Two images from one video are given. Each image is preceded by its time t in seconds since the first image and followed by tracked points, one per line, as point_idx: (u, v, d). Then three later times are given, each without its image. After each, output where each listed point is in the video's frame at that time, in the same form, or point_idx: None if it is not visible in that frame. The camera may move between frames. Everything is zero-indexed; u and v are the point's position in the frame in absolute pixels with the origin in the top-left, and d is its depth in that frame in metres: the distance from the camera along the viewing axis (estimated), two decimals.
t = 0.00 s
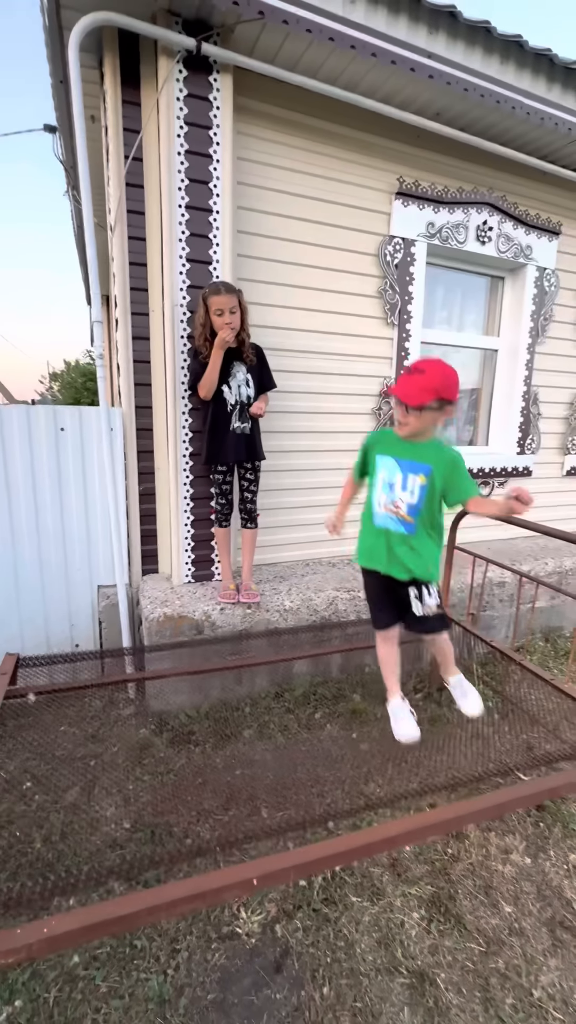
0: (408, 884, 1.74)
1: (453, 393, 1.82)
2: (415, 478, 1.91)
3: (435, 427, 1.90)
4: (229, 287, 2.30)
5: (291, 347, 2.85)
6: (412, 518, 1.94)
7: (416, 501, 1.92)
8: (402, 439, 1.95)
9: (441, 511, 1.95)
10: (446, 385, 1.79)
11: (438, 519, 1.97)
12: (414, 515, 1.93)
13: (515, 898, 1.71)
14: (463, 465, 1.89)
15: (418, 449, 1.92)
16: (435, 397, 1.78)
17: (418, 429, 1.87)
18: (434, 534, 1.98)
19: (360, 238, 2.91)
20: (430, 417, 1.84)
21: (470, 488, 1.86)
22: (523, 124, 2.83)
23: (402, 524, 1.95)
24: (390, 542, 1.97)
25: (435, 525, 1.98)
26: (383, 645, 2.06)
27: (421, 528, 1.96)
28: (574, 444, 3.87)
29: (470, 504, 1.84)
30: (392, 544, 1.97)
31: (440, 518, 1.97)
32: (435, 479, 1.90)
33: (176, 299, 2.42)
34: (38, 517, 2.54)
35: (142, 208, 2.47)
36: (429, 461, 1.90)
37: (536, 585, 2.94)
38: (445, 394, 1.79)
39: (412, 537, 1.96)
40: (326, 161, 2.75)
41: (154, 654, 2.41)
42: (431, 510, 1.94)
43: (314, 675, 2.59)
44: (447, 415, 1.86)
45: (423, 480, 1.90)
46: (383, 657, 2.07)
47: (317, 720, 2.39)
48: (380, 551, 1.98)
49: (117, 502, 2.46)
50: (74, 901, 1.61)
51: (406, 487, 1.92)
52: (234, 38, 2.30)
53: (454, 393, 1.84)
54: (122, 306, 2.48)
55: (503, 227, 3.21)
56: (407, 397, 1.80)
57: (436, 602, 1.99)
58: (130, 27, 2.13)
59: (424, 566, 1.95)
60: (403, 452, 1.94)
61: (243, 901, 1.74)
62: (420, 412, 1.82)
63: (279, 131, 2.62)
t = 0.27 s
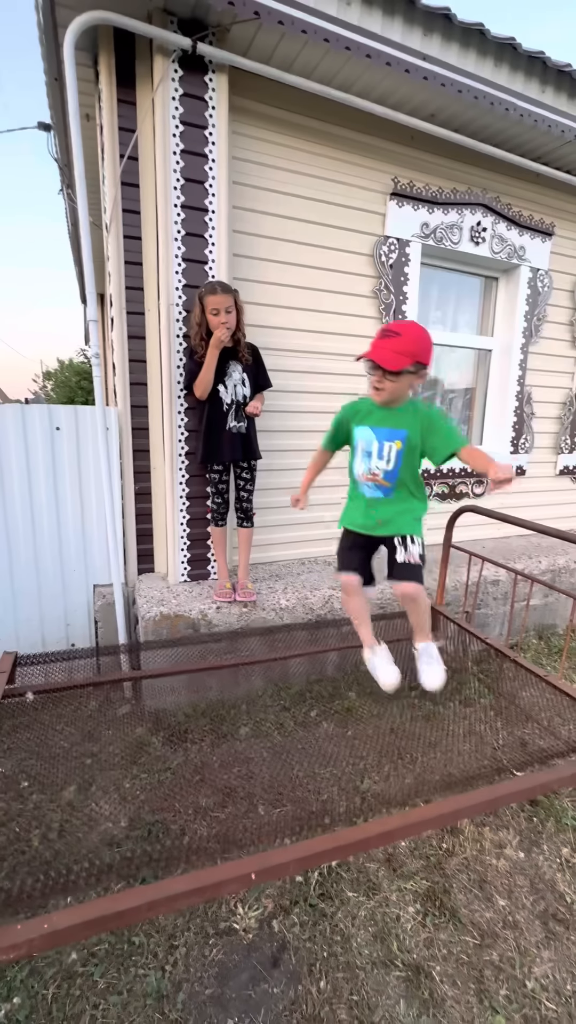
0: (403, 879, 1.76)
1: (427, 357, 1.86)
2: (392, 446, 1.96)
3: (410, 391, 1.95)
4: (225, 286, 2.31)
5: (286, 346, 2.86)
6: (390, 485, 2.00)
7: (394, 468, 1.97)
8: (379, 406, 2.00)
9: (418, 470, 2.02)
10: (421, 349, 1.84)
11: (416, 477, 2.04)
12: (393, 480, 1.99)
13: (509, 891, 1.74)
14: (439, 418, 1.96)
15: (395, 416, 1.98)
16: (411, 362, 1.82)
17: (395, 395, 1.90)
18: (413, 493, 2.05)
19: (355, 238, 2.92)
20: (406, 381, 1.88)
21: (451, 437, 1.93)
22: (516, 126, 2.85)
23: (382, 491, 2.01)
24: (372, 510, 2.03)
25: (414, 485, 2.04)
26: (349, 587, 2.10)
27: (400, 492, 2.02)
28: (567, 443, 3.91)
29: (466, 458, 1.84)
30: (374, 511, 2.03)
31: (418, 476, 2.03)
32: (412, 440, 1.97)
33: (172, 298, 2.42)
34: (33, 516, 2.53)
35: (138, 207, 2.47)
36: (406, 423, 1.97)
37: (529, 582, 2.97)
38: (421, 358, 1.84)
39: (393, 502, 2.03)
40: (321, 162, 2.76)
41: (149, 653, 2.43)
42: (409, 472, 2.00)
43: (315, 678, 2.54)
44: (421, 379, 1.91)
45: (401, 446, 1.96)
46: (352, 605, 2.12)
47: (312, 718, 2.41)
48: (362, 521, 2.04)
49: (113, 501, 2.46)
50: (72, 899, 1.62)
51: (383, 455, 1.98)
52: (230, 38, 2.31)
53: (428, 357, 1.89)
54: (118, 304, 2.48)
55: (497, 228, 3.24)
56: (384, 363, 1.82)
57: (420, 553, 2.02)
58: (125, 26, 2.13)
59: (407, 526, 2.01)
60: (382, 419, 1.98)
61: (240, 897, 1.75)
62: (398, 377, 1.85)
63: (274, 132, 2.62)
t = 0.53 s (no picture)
0: (400, 876, 1.77)
1: (391, 345, 1.88)
2: (375, 439, 2.01)
3: (382, 381, 1.97)
4: (222, 286, 2.32)
5: (283, 346, 2.87)
6: (377, 477, 2.05)
7: (378, 461, 2.02)
8: (360, 401, 2.04)
9: (406, 460, 2.05)
10: (384, 338, 1.86)
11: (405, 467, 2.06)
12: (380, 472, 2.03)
13: (504, 888, 1.75)
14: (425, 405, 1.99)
15: (376, 409, 2.02)
16: (376, 351, 1.84)
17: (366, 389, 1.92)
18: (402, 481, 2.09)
19: (351, 238, 2.93)
20: (375, 372, 1.89)
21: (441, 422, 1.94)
22: (511, 127, 2.86)
23: (369, 483, 2.06)
24: (359, 500, 2.09)
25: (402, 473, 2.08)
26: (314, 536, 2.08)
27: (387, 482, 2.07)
28: (562, 443, 3.93)
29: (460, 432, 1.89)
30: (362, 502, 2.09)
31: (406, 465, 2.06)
32: (397, 431, 2.00)
33: (168, 298, 2.42)
34: (29, 516, 2.53)
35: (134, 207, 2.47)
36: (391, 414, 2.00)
37: (524, 581, 2.99)
38: (385, 347, 1.86)
39: (382, 493, 2.08)
40: (317, 162, 2.77)
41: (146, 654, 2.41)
42: (396, 463, 2.04)
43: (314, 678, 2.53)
44: (390, 367, 1.92)
45: (384, 438, 2.00)
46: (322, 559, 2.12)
47: (309, 717, 2.42)
48: (352, 511, 2.10)
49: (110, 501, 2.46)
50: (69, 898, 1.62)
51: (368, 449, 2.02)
52: (226, 39, 2.31)
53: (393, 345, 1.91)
54: (114, 304, 2.48)
55: (492, 228, 3.25)
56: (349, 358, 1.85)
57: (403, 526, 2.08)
58: (121, 26, 2.12)
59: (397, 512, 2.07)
60: (363, 414, 2.02)
61: (237, 896, 1.76)
62: (366, 370, 1.87)
63: (271, 132, 2.63)
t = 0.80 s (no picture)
0: (397, 875, 1.78)
1: (362, 352, 1.94)
2: (358, 447, 2.01)
3: (357, 389, 2.01)
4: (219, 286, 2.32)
5: (280, 346, 2.87)
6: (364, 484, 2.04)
7: (363, 469, 2.02)
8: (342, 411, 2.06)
9: (392, 466, 2.04)
10: (354, 346, 1.91)
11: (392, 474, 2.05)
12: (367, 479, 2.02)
13: (501, 886, 1.76)
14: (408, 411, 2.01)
15: (358, 418, 2.03)
16: (347, 359, 1.89)
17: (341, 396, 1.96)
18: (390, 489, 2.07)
19: (348, 239, 2.94)
20: (349, 379, 1.94)
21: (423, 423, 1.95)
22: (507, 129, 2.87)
23: (356, 491, 2.05)
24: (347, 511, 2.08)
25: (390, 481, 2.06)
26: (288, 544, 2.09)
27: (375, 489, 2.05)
28: (557, 443, 3.94)
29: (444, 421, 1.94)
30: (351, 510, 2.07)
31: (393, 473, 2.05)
32: (380, 438, 2.00)
33: (166, 298, 2.42)
34: (26, 516, 2.52)
35: (131, 207, 2.47)
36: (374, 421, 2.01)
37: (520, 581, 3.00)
38: (356, 354, 1.91)
39: (368, 501, 2.06)
40: (314, 163, 2.78)
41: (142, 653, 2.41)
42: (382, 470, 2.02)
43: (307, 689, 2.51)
44: (363, 374, 1.97)
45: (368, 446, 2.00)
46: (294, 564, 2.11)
47: (307, 716, 2.42)
48: (340, 520, 2.08)
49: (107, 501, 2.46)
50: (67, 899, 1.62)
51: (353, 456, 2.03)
52: (223, 39, 2.31)
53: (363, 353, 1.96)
54: (110, 303, 2.48)
55: (488, 229, 3.26)
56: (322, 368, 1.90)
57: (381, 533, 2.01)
58: (118, 26, 2.12)
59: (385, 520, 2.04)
60: (346, 423, 2.03)
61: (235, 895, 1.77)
62: (340, 378, 1.92)
63: (268, 132, 2.63)
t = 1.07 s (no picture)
0: (396, 874, 1.78)
1: (348, 374, 1.88)
2: (340, 463, 1.95)
3: (343, 409, 1.96)
4: (218, 286, 2.32)
5: (278, 346, 2.87)
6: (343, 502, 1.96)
7: (345, 486, 1.95)
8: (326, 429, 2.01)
9: (373, 486, 1.99)
10: (339, 368, 1.85)
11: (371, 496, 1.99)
12: (347, 495, 1.95)
13: (499, 885, 1.77)
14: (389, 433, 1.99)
15: (341, 435, 1.98)
16: (331, 381, 1.84)
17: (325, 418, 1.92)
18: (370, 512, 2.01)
19: (346, 239, 2.94)
20: (333, 401, 1.89)
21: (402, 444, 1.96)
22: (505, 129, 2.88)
23: (336, 509, 1.97)
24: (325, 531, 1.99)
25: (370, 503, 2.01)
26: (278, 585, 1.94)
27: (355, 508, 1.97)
28: (555, 443, 3.96)
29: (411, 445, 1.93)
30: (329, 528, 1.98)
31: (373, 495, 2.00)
32: (362, 455, 1.95)
33: (164, 298, 2.41)
34: (24, 517, 2.52)
35: (129, 206, 2.46)
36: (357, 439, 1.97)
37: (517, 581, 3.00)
38: (341, 377, 1.85)
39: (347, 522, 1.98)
40: (312, 162, 2.77)
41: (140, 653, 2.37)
42: (364, 489, 1.96)
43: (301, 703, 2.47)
44: (348, 396, 1.92)
45: (349, 461, 1.94)
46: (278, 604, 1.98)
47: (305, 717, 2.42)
48: (317, 541, 1.98)
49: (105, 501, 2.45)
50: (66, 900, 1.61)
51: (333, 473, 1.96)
52: (221, 38, 2.30)
53: (349, 375, 1.90)
54: (108, 302, 2.47)
55: (486, 230, 3.27)
56: (305, 388, 1.85)
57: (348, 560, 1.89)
58: (116, 24, 2.11)
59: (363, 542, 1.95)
60: (329, 440, 1.97)
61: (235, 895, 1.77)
62: (322, 400, 1.87)
63: (266, 132, 2.63)
